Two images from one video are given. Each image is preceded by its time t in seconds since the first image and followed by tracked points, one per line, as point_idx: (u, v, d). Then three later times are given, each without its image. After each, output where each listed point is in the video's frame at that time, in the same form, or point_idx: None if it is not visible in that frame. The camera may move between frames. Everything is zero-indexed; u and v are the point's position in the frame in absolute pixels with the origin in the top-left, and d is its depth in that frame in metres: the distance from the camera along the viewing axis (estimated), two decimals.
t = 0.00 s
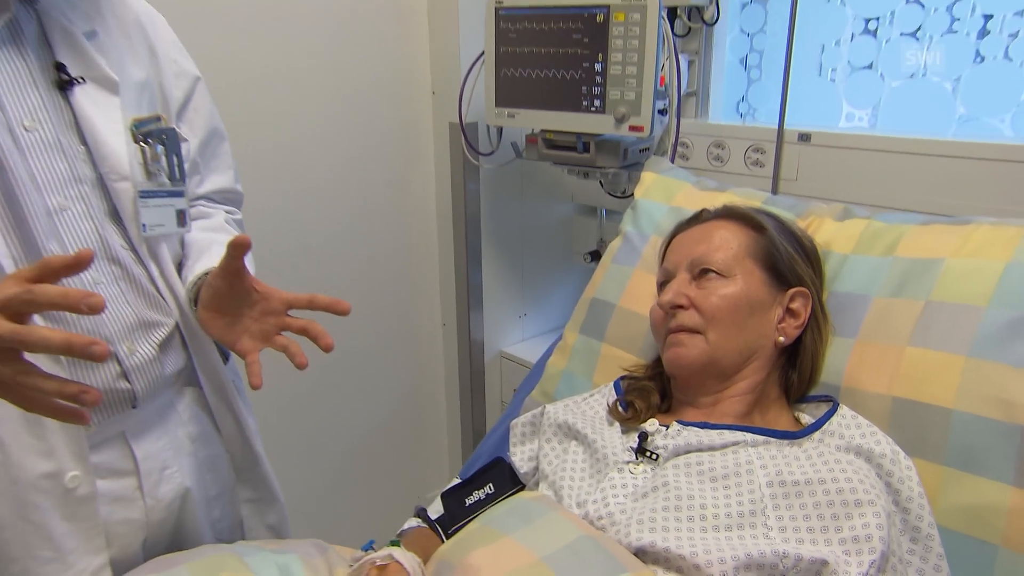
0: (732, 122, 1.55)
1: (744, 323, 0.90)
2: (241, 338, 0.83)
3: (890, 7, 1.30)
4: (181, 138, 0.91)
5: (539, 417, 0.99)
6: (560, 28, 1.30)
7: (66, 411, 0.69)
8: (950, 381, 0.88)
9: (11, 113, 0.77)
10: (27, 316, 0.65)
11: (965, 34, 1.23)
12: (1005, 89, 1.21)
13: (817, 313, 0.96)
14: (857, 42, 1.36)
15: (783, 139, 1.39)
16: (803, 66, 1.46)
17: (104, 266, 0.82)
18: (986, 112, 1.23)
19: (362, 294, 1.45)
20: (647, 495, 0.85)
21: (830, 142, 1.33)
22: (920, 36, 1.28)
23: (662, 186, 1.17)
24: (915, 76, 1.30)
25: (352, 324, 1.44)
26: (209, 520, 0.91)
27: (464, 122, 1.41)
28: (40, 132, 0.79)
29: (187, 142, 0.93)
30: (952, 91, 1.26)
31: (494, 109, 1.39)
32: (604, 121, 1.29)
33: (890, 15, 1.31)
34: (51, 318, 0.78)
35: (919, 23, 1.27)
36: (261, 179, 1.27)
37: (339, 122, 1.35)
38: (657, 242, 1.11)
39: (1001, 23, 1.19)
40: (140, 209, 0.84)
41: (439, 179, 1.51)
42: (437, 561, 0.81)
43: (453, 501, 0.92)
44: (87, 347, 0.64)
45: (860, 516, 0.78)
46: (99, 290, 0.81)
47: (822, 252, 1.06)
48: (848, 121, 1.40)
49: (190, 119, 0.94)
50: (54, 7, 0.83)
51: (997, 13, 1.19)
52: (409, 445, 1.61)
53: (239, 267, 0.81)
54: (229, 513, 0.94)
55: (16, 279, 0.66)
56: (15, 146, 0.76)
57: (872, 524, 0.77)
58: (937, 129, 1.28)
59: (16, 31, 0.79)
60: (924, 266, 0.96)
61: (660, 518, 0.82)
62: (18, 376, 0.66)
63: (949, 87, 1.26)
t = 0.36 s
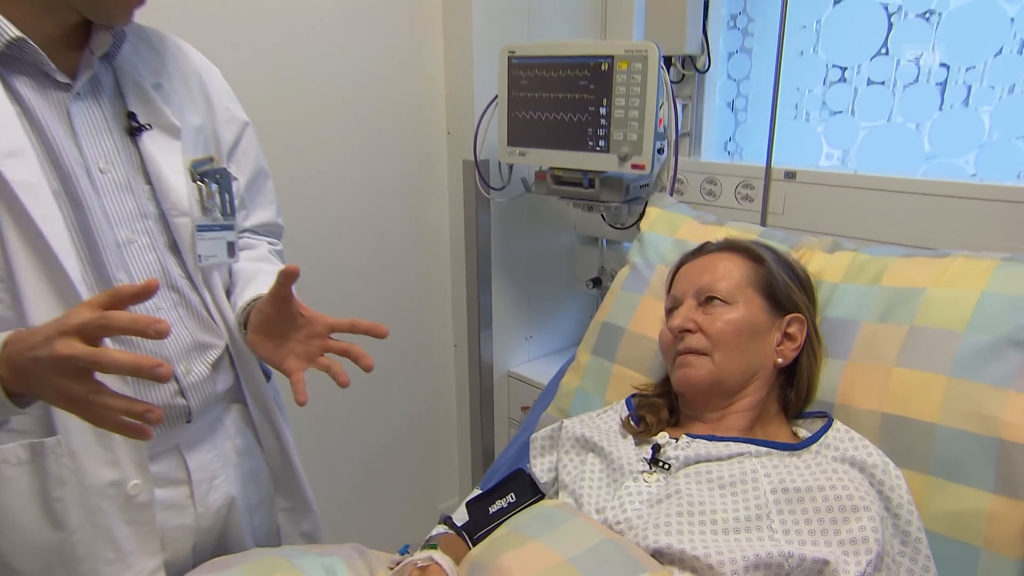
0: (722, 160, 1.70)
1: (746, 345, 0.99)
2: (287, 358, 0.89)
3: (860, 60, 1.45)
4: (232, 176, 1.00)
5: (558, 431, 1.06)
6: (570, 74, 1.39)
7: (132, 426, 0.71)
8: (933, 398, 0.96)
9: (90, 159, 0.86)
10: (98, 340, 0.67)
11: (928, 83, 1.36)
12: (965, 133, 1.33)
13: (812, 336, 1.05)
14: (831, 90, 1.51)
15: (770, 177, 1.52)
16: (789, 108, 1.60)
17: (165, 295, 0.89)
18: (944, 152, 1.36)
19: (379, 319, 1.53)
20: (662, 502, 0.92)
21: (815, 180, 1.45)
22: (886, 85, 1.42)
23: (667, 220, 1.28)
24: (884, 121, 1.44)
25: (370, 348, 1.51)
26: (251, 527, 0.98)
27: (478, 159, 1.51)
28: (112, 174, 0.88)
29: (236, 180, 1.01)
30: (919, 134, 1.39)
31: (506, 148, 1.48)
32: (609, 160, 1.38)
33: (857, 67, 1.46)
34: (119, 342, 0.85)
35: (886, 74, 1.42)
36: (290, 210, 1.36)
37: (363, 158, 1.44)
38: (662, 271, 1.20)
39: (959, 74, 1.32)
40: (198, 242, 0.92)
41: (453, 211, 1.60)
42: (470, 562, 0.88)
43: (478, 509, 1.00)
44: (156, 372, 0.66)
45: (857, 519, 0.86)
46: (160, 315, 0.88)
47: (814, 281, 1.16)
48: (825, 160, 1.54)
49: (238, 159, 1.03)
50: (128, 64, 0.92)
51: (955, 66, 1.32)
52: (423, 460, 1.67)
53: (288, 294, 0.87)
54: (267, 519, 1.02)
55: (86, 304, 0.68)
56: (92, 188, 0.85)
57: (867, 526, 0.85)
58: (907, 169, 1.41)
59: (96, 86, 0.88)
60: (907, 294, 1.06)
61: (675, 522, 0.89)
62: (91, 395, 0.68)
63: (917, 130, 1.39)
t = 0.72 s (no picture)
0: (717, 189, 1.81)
1: (750, 360, 1.08)
2: (335, 363, 0.96)
3: (843, 100, 1.58)
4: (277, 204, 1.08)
5: (576, 440, 1.15)
6: (581, 110, 1.49)
7: (202, 424, 0.74)
8: (921, 409, 1.04)
9: (156, 189, 0.95)
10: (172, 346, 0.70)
11: (904, 121, 1.48)
12: (939, 166, 1.45)
13: (808, 353, 1.14)
14: (816, 126, 1.64)
15: (764, 207, 1.63)
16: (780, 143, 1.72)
17: (218, 312, 0.97)
18: (919, 183, 1.48)
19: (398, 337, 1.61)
20: (674, 504, 1.00)
21: (805, 209, 1.57)
22: (866, 123, 1.55)
23: (673, 245, 1.38)
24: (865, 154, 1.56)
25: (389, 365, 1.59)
26: (290, 527, 1.05)
27: (494, 187, 1.61)
28: (174, 203, 0.97)
29: (280, 207, 1.09)
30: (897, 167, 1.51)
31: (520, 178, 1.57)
32: (615, 190, 1.47)
33: (838, 106, 1.59)
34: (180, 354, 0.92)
35: (865, 113, 1.54)
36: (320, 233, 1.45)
37: (386, 185, 1.53)
38: (669, 292, 1.30)
39: (931, 113, 1.44)
40: (249, 264, 1.01)
41: (468, 235, 1.69)
42: (500, 560, 0.96)
43: (502, 513, 1.07)
44: (225, 377, 0.70)
45: (854, 519, 0.93)
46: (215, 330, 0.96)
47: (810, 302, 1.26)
48: (814, 191, 1.66)
49: (282, 188, 1.11)
50: (190, 105, 1.02)
51: (927, 106, 1.45)
52: (437, 470, 1.74)
53: (337, 304, 0.95)
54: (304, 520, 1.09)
55: (161, 312, 0.72)
56: (158, 215, 0.94)
57: (864, 526, 0.92)
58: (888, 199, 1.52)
59: (163, 125, 0.98)
60: (895, 314, 1.15)
61: (687, 522, 0.96)
62: (167, 395, 0.71)
63: (893, 163, 1.51)
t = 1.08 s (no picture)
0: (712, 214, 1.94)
1: (751, 373, 1.17)
2: (376, 367, 1.04)
3: (825, 133, 1.73)
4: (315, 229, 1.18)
5: (590, 448, 1.24)
6: (587, 142, 1.59)
7: (273, 407, 0.81)
8: (907, 417, 1.13)
9: (208, 218, 1.04)
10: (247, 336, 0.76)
11: (882, 151, 1.62)
12: (917, 193, 1.57)
13: (803, 366, 1.24)
14: (803, 155, 1.78)
15: (757, 231, 1.75)
16: (770, 171, 1.87)
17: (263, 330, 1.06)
18: (900, 210, 1.60)
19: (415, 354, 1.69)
20: (683, 506, 1.08)
21: (796, 233, 1.68)
22: (849, 153, 1.68)
23: (676, 266, 1.48)
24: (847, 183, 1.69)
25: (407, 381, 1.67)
26: (322, 527, 1.14)
27: (507, 212, 1.71)
28: (223, 230, 1.06)
29: (317, 231, 1.19)
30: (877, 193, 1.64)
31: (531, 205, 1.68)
32: (620, 216, 1.57)
33: (820, 138, 1.73)
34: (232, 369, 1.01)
35: (846, 145, 1.68)
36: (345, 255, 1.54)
37: (407, 211, 1.63)
38: (673, 310, 1.40)
39: (908, 146, 1.57)
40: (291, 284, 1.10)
41: (481, 257, 1.79)
42: (523, 559, 1.03)
43: (521, 515, 1.15)
44: (297, 364, 0.75)
45: (849, 519, 1.01)
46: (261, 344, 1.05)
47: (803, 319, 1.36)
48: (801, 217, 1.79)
49: (318, 214, 1.21)
50: (238, 142, 1.12)
51: (903, 138, 1.57)
52: (452, 477, 1.82)
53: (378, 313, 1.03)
54: (336, 520, 1.18)
55: (233, 307, 0.78)
56: (210, 241, 1.03)
57: (858, 525, 1.00)
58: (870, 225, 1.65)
59: (214, 161, 1.08)
60: (882, 331, 1.25)
61: (696, 523, 1.04)
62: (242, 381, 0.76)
63: (874, 189, 1.64)
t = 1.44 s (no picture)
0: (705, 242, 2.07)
1: (748, 392, 1.25)
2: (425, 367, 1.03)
3: (809, 167, 1.88)
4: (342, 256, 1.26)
5: (599, 462, 1.33)
6: (590, 176, 1.70)
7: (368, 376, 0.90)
8: (891, 432, 1.22)
9: (246, 249, 1.13)
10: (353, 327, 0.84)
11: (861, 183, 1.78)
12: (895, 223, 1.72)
13: (796, 385, 1.33)
14: (790, 188, 1.94)
15: (749, 258, 1.86)
16: (760, 202, 2.04)
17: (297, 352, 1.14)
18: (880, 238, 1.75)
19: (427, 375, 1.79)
20: (687, 516, 1.16)
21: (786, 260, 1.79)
22: (831, 185, 1.84)
23: (676, 291, 1.58)
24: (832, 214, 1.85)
25: (420, 400, 1.74)
26: (347, 534, 1.21)
27: (516, 239, 1.80)
28: (260, 259, 1.15)
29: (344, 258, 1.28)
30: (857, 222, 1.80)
31: (538, 233, 1.78)
32: (622, 244, 1.67)
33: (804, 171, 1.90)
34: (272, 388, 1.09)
35: (831, 177, 1.84)
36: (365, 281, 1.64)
37: (421, 238, 1.72)
38: (673, 333, 1.50)
39: (885, 178, 1.72)
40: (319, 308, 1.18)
41: (490, 282, 1.89)
42: (539, 564, 1.11)
43: (534, 525, 1.23)
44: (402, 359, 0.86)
45: (841, 527, 1.07)
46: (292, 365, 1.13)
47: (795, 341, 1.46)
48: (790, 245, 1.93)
49: (345, 241, 1.31)
50: (273, 178, 1.21)
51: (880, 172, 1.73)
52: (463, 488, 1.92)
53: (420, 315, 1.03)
54: (359, 528, 1.26)
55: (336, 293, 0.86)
56: (249, 269, 1.11)
57: (849, 532, 1.06)
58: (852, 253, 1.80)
59: (253, 196, 1.17)
60: (868, 351, 1.35)
61: (699, 531, 1.12)
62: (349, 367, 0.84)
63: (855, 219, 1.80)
